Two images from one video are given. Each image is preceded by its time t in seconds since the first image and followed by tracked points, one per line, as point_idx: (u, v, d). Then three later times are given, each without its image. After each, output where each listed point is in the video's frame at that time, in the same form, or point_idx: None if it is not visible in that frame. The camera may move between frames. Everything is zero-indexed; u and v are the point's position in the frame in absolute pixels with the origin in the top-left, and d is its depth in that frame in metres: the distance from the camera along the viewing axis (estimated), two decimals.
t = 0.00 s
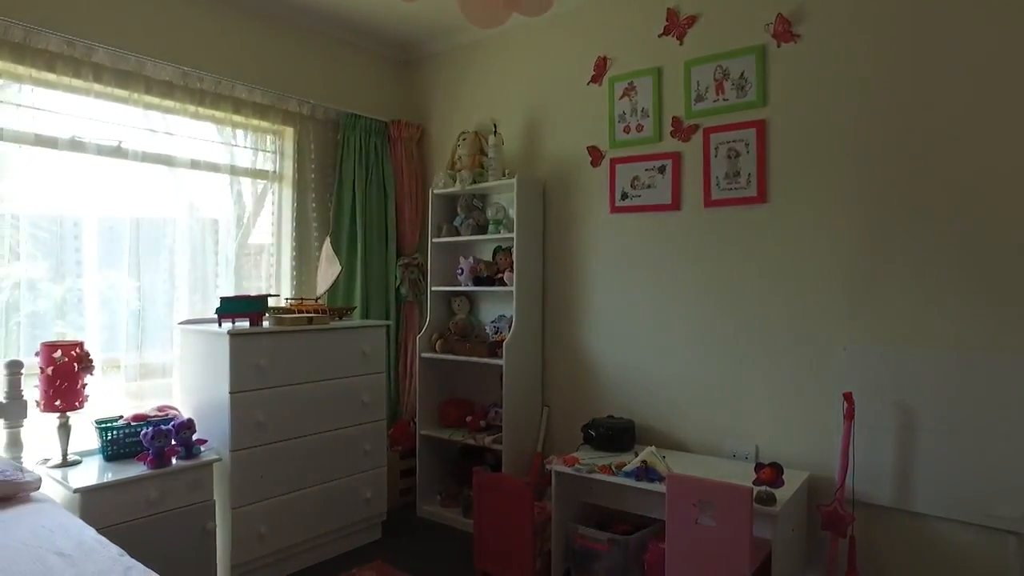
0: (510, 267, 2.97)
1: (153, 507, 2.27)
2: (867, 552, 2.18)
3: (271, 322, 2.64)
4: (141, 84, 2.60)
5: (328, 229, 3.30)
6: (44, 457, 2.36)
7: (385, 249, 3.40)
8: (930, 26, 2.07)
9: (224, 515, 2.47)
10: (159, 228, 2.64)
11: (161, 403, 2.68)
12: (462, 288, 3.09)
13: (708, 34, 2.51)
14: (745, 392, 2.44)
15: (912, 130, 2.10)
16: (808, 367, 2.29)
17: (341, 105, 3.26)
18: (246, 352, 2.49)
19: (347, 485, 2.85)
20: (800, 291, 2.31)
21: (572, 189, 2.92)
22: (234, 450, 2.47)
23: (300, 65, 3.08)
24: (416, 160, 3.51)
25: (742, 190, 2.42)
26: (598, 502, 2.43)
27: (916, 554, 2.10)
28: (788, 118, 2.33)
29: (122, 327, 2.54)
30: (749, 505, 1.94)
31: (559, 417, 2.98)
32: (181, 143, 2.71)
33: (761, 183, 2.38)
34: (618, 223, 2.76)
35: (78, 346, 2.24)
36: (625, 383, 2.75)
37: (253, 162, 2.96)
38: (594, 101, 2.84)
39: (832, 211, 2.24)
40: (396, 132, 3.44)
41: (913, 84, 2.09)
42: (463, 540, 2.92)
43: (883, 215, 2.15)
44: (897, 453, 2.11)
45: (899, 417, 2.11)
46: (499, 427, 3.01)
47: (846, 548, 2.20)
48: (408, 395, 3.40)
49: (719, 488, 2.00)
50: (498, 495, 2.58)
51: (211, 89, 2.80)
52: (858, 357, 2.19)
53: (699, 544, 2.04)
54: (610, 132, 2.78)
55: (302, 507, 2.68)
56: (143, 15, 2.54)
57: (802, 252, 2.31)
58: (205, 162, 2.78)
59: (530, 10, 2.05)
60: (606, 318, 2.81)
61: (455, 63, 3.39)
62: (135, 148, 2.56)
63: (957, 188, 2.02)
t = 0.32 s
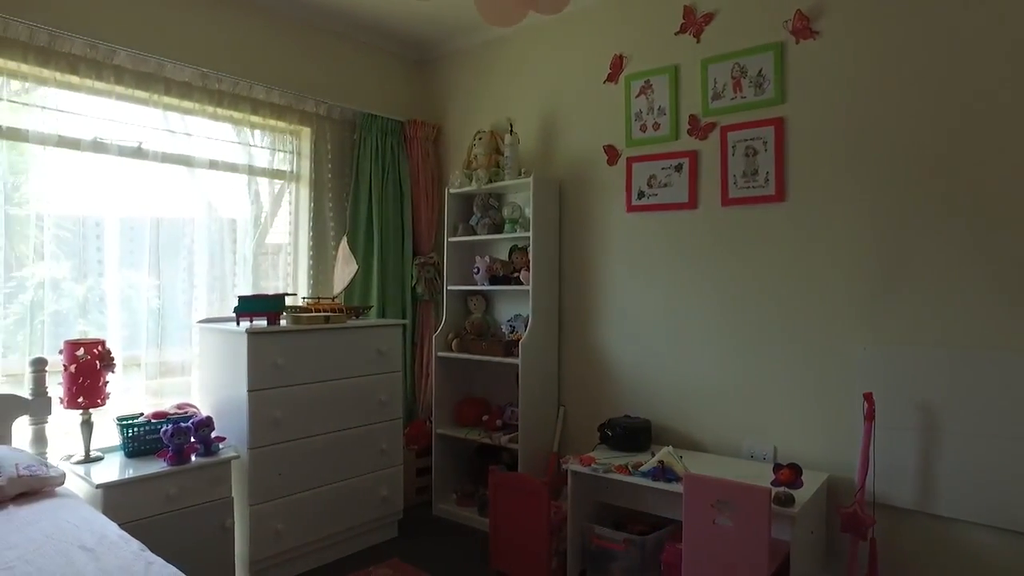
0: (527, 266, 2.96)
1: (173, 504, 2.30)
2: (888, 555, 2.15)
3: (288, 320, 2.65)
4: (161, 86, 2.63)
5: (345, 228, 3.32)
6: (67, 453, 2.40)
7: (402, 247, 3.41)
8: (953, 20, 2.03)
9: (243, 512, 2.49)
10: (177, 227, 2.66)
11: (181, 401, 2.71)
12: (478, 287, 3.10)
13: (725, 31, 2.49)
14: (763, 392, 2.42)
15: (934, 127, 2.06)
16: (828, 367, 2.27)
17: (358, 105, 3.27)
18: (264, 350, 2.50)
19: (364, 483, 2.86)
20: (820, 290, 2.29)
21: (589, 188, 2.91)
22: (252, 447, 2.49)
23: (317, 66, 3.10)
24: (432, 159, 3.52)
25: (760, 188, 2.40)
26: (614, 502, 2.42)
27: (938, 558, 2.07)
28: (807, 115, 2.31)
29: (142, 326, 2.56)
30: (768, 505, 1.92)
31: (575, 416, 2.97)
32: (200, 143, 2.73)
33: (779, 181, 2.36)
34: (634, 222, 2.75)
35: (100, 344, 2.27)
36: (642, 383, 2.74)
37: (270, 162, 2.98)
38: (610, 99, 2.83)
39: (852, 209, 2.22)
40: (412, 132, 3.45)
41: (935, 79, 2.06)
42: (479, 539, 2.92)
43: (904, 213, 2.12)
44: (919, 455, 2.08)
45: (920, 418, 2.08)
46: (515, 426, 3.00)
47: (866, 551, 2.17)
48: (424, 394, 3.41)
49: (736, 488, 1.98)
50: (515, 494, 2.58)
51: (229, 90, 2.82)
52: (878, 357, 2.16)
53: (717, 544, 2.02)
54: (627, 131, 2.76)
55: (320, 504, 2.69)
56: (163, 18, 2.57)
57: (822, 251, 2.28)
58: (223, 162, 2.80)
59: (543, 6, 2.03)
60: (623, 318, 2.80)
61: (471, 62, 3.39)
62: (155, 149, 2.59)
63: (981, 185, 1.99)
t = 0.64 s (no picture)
0: (543, 266, 2.96)
1: (192, 500, 2.32)
2: (909, 558, 2.12)
3: (305, 319, 2.67)
4: (181, 87, 2.65)
5: (362, 228, 3.33)
6: (90, 450, 2.44)
7: (418, 247, 3.42)
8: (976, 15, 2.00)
9: (260, 509, 2.51)
10: (196, 227, 2.69)
11: (200, 399, 2.73)
12: (495, 286, 3.10)
13: (743, 28, 2.47)
14: (782, 393, 2.40)
15: (957, 124, 2.03)
16: (847, 368, 2.24)
17: (374, 105, 3.29)
18: (282, 349, 2.52)
19: (380, 482, 2.87)
20: (840, 289, 2.26)
21: (605, 187, 2.90)
22: (270, 445, 2.51)
23: (333, 66, 3.12)
24: (448, 159, 3.53)
25: (778, 186, 2.38)
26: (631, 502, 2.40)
27: (961, 562, 2.04)
28: (826, 113, 2.28)
29: (162, 324, 2.60)
30: (786, 506, 1.90)
31: (591, 416, 2.97)
32: (218, 144, 2.76)
33: (798, 179, 2.33)
34: (651, 221, 2.74)
35: (121, 342, 2.30)
36: (659, 383, 2.73)
37: (287, 162, 3.00)
38: (627, 98, 2.81)
39: (872, 207, 2.19)
40: (428, 131, 3.46)
41: (958, 76, 2.03)
42: (495, 538, 2.92)
43: (926, 212, 2.09)
44: (941, 457, 2.05)
45: (943, 420, 2.04)
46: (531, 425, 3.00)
47: (887, 554, 2.14)
48: (440, 393, 3.42)
49: (752, 488, 1.97)
50: (531, 493, 2.59)
51: (247, 90, 2.85)
52: (899, 357, 2.13)
53: (734, 545, 2.01)
54: (643, 129, 2.75)
55: (336, 502, 2.71)
56: (182, 19, 2.59)
57: (841, 250, 2.25)
58: (240, 162, 2.82)
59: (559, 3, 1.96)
60: (639, 317, 2.79)
61: (487, 62, 3.39)
62: (174, 149, 2.62)
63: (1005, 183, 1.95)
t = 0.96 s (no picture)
0: (559, 265, 2.96)
1: (210, 497, 2.35)
2: (930, 561, 2.10)
3: (322, 318, 2.68)
4: (200, 89, 2.68)
5: (378, 228, 3.35)
6: (111, 446, 2.47)
7: (434, 246, 3.43)
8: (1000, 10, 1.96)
9: (278, 507, 2.53)
10: (214, 227, 2.71)
11: (218, 397, 2.76)
12: (510, 285, 3.10)
13: (761, 25, 2.44)
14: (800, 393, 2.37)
15: (979, 120, 2.00)
16: (867, 368, 2.22)
17: (391, 105, 3.30)
18: (299, 348, 2.54)
19: (396, 480, 2.88)
20: (860, 288, 2.23)
21: (621, 186, 2.89)
22: (287, 443, 2.53)
23: (349, 67, 3.14)
24: (463, 159, 3.53)
25: (797, 185, 2.35)
26: (648, 502, 2.39)
27: (984, 565, 2.01)
28: (846, 110, 2.25)
29: (181, 323, 2.62)
30: (804, 507, 1.89)
31: (607, 415, 2.96)
32: (236, 144, 2.78)
33: (816, 177, 2.31)
34: (667, 220, 2.72)
35: (141, 340, 2.33)
36: (675, 383, 2.71)
37: (304, 162, 3.02)
38: (643, 96, 2.80)
39: (893, 205, 2.16)
40: (444, 131, 3.47)
41: (981, 71, 1.99)
42: (511, 537, 2.92)
43: (947, 210, 2.06)
44: (964, 459, 2.02)
45: (965, 421, 2.02)
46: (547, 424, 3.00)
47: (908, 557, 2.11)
48: (456, 392, 3.43)
49: (770, 489, 1.95)
50: (547, 493, 2.59)
51: (265, 91, 2.87)
52: (921, 357, 2.10)
53: (752, 546, 1.99)
54: (659, 127, 2.74)
55: (353, 500, 2.72)
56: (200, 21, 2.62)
57: (861, 249, 2.23)
58: (258, 162, 2.85)
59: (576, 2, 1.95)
60: (656, 316, 2.78)
61: (502, 61, 3.39)
62: (192, 150, 2.65)
63: None
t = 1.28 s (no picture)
0: (575, 264, 2.95)
1: (228, 494, 2.37)
2: (953, 563, 2.07)
3: (338, 317, 2.70)
4: (218, 90, 2.71)
5: (394, 228, 3.36)
6: (132, 444, 2.50)
7: (449, 246, 3.44)
8: None
9: (296, 504, 2.55)
10: (233, 226, 2.74)
11: (236, 395, 2.79)
12: (526, 285, 3.09)
13: (779, 21, 2.42)
14: (819, 393, 2.35)
15: (1003, 116, 1.97)
16: (888, 368, 2.19)
17: (407, 105, 3.31)
18: (316, 347, 2.55)
19: (412, 478, 2.89)
20: (880, 287, 2.21)
21: (637, 185, 2.88)
22: (304, 442, 2.54)
23: (365, 67, 3.15)
24: (479, 159, 3.54)
25: (815, 183, 2.33)
26: (665, 502, 2.38)
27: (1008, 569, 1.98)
28: (866, 107, 2.23)
29: (200, 323, 2.65)
30: (824, 510, 1.86)
31: (623, 415, 2.95)
32: (254, 145, 2.81)
33: (835, 174, 2.28)
34: (684, 218, 2.71)
35: (161, 339, 2.36)
36: (692, 382, 2.70)
37: (320, 162, 3.04)
38: (659, 94, 2.79)
39: (914, 203, 2.13)
40: (460, 131, 3.48)
41: (1005, 66, 1.96)
42: (527, 537, 2.92)
43: (969, 208, 2.03)
44: (988, 461, 1.99)
45: (988, 422, 1.99)
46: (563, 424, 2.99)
47: (930, 560, 2.09)
48: (472, 391, 3.44)
49: (790, 490, 1.93)
50: (564, 492, 2.59)
51: (282, 92, 2.89)
52: (943, 357, 2.07)
53: (771, 549, 1.97)
54: (676, 126, 2.72)
55: (370, 498, 2.74)
56: (219, 23, 2.64)
57: (882, 248, 2.20)
58: (276, 163, 2.87)
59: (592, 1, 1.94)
60: (673, 316, 2.76)
61: (517, 61, 3.40)
62: (211, 150, 2.67)
63: None
